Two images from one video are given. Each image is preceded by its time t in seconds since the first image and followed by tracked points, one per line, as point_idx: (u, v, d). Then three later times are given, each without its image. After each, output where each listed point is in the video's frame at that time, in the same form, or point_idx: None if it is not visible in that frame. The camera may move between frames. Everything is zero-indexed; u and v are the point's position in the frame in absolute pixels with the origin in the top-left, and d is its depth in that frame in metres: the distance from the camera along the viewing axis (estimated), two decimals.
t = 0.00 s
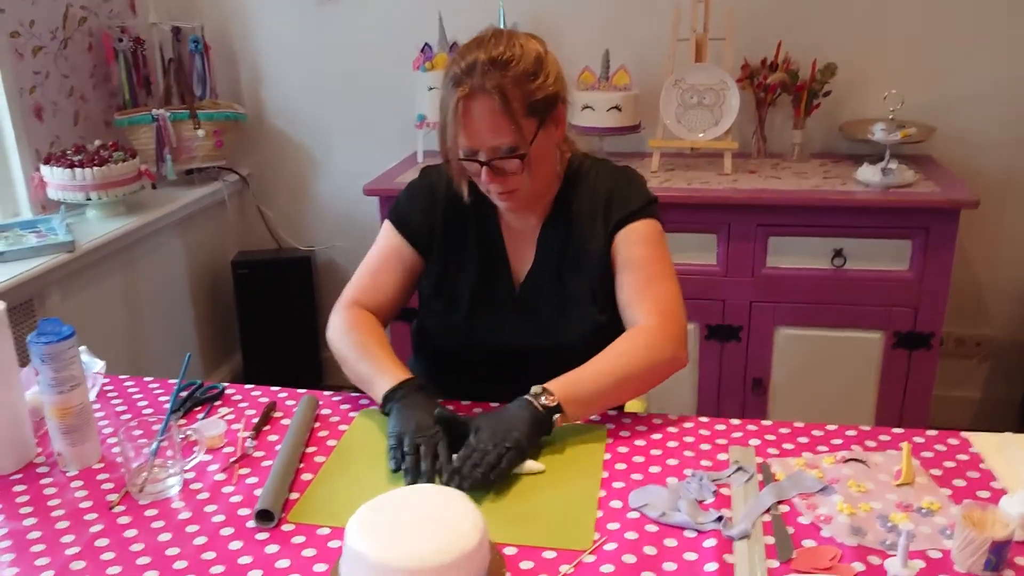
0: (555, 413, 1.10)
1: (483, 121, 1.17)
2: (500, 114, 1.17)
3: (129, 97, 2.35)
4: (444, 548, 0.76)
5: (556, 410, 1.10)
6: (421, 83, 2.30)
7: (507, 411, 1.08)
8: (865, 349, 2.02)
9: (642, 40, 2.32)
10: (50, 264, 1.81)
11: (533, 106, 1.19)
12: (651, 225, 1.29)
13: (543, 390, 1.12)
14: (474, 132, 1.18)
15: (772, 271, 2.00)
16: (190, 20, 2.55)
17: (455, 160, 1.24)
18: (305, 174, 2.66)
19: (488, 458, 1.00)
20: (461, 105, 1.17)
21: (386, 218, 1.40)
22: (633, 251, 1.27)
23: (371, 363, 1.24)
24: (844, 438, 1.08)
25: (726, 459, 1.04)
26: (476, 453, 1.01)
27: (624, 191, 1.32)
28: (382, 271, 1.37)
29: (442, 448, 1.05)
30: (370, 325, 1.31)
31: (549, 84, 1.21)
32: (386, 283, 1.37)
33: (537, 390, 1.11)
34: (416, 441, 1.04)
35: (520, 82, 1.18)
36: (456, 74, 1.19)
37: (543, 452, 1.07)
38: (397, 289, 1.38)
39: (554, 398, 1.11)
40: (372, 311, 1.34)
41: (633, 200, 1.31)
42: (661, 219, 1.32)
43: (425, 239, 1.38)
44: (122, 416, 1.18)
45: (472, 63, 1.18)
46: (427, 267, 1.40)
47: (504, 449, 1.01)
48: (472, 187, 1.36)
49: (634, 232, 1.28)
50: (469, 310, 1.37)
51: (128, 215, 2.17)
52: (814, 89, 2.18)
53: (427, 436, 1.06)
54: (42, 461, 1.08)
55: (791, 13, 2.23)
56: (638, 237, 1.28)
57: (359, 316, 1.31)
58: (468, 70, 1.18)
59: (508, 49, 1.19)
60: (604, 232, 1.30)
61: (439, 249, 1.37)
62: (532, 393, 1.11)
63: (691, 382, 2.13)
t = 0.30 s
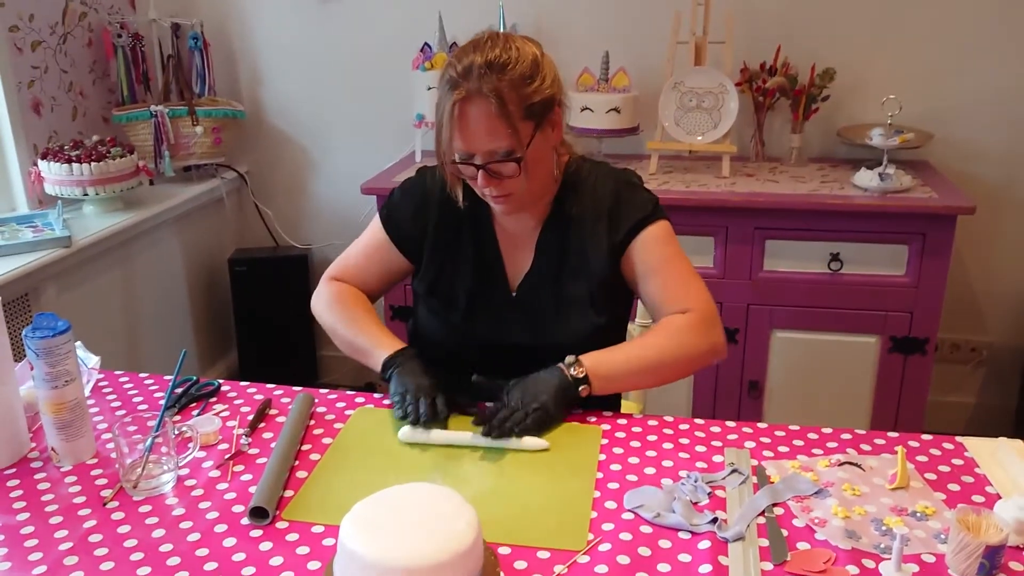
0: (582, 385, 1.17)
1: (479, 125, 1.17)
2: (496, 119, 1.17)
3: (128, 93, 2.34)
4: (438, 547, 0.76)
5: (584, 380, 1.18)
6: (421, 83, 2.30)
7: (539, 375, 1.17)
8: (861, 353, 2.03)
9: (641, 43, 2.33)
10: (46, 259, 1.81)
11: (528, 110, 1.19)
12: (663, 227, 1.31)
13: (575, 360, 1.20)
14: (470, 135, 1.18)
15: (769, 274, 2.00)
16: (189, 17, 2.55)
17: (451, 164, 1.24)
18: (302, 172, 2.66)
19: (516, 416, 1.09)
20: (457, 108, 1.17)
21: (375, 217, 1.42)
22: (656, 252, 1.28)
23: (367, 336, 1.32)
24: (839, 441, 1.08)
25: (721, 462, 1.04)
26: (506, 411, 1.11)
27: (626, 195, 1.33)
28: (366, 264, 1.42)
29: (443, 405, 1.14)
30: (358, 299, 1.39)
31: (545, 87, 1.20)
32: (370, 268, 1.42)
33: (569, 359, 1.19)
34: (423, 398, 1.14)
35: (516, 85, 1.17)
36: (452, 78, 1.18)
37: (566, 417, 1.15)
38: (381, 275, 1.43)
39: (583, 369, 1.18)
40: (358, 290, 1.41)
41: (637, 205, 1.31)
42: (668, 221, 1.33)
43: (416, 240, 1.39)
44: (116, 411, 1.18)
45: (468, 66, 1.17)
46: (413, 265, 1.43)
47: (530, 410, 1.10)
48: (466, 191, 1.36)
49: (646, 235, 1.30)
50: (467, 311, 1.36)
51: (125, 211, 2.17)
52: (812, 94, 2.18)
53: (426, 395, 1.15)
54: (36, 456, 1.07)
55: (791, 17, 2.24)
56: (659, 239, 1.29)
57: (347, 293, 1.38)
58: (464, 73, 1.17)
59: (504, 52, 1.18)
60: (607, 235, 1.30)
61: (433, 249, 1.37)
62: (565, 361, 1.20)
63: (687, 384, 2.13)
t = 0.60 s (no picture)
0: (570, 413, 1.10)
1: (487, 120, 1.17)
2: (505, 112, 1.16)
3: (132, 89, 2.34)
4: (441, 545, 0.76)
5: (572, 410, 1.10)
6: (425, 80, 2.30)
7: (522, 410, 1.08)
8: (864, 352, 2.03)
9: (646, 40, 2.32)
10: (51, 255, 1.81)
11: (537, 105, 1.19)
12: (656, 225, 1.31)
13: (558, 391, 1.12)
14: (478, 130, 1.18)
15: (773, 273, 2.00)
16: (194, 13, 2.55)
17: (457, 158, 1.24)
18: (306, 169, 2.66)
19: (500, 454, 1.00)
20: (465, 103, 1.17)
21: (388, 216, 1.40)
22: (642, 251, 1.28)
23: (376, 359, 1.25)
24: (843, 440, 1.08)
25: (724, 460, 1.04)
26: (489, 449, 1.01)
27: (628, 191, 1.33)
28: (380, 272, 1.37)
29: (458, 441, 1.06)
30: (373, 320, 1.32)
31: (552, 82, 1.21)
32: (385, 281, 1.37)
33: (551, 391, 1.11)
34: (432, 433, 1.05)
35: (524, 80, 1.18)
36: (460, 73, 1.18)
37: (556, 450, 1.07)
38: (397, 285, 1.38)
39: (569, 399, 1.11)
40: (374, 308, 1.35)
41: (638, 199, 1.32)
42: (665, 220, 1.33)
43: (427, 236, 1.38)
44: (120, 407, 1.18)
45: (476, 61, 1.17)
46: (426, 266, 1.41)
47: (516, 446, 1.01)
48: (474, 187, 1.37)
49: (637, 229, 1.30)
50: (471, 308, 1.36)
51: (129, 206, 2.17)
52: (817, 93, 2.17)
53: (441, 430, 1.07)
54: (40, 451, 1.08)
55: (796, 15, 2.23)
56: (642, 237, 1.29)
57: (361, 313, 1.32)
58: (473, 67, 1.17)
59: (511, 47, 1.18)
60: (608, 229, 1.31)
61: (439, 246, 1.38)
62: (546, 394, 1.11)
63: (690, 382, 2.13)
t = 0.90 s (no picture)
0: (603, 375, 1.18)
1: (502, 119, 1.17)
2: (520, 112, 1.16)
3: (142, 83, 2.35)
4: (452, 540, 0.76)
5: (606, 371, 1.18)
6: (434, 72, 2.29)
7: (558, 369, 1.16)
8: (876, 345, 2.01)
9: (657, 32, 2.31)
10: (63, 249, 1.82)
11: (551, 103, 1.19)
12: (677, 216, 1.31)
13: (596, 351, 1.20)
14: (492, 130, 1.17)
15: (784, 266, 1.99)
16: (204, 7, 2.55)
17: (469, 156, 1.23)
18: (316, 162, 2.66)
19: (541, 411, 1.09)
20: (480, 102, 1.16)
21: (389, 209, 1.41)
22: (670, 243, 1.29)
23: (381, 333, 1.30)
24: (854, 435, 1.08)
25: (735, 454, 1.04)
26: (530, 407, 1.10)
27: (638, 186, 1.33)
28: (382, 257, 1.40)
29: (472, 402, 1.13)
30: (374, 297, 1.36)
31: (565, 80, 1.20)
32: (384, 262, 1.40)
33: (590, 350, 1.19)
34: (447, 396, 1.12)
35: (539, 79, 1.17)
36: (474, 71, 1.17)
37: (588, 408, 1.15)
38: (397, 268, 1.41)
39: (605, 360, 1.18)
40: (375, 287, 1.39)
41: (651, 195, 1.31)
42: (682, 211, 1.33)
43: (431, 232, 1.38)
44: (132, 402, 1.19)
45: (490, 59, 1.16)
46: (428, 258, 1.42)
47: (554, 406, 1.09)
48: (484, 185, 1.35)
49: (661, 224, 1.30)
50: (481, 302, 1.36)
51: (140, 200, 2.18)
52: (828, 83, 2.16)
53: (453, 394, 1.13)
54: (53, 446, 1.08)
55: (808, 5, 2.21)
56: (675, 228, 1.30)
57: (362, 290, 1.36)
58: (487, 66, 1.16)
59: (525, 45, 1.17)
60: (620, 225, 1.31)
61: (447, 241, 1.37)
62: (585, 351, 1.20)
63: (701, 375, 2.12)
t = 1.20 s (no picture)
0: (615, 399, 1.12)
1: (511, 121, 1.16)
2: (529, 113, 1.16)
3: (144, 82, 2.35)
4: (455, 540, 0.76)
5: (617, 394, 1.12)
6: (436, 70, 2.29)
7: (567, 394, 1.10)
8: (879, 343, 2.01)
9: (659, 29, 2.30)
10: (65, 248, 1.82)
11: (558, 103, 1.18)
12: (673, 214, 1.31)
13: (603, 375, 1.14)
14: (501, 132, 1.17)
15: (787, 263, 1.99)
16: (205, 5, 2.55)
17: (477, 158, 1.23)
18: (318, 160, 2.66)
19: (548, 438, 1.02)
20: (489, 104, 1.16)
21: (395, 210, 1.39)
22: (663, 241, 1.29)
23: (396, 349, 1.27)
24: (857, 433, 1.08)
25: (737, 453, 1.03)
26: (537, 433, 1.04)
27: (639, 184, 1.33)
28: (391, 267, 1.37)
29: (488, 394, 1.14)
30: (388, 313, 1.33)
31: (571, 79, 1.20)
32: (393, 273, 1.37)
33: (597, 375, 1.14)
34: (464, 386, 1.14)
35: (546, 80, 1.16)
36: (481, 72, 1.16)
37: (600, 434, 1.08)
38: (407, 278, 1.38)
39: (615, 383, 1.13)
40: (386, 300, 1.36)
41: (653, 192, 1.32)
42: (680, 208, 1.33)
43: (437, 229, 1.37)
44: (135, 401, 1.19)
45: (498, 60, 1.15)
46: (435, 259, 1.41)
47: (565, 433, 1.03)
48: (490, 188, 1.36)
49: (656, 221, 1.30)
50: (483, 301, 1.36)
51: (143, 199, 2.18)
52: (831, 80, 2.15)
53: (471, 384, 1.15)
54: (55, 446, 1.08)
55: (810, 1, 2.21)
56: (666, 227, 1.29)
57: (376, 306, 1.33)
58: (495, 67, 1.15)
59: (531, 45, 1.16)
60: (622, 222, 1.31)
61: (449, 240, 1.37)
62: (592, 376, 1.14)
63: (703, 372, 2.12)
